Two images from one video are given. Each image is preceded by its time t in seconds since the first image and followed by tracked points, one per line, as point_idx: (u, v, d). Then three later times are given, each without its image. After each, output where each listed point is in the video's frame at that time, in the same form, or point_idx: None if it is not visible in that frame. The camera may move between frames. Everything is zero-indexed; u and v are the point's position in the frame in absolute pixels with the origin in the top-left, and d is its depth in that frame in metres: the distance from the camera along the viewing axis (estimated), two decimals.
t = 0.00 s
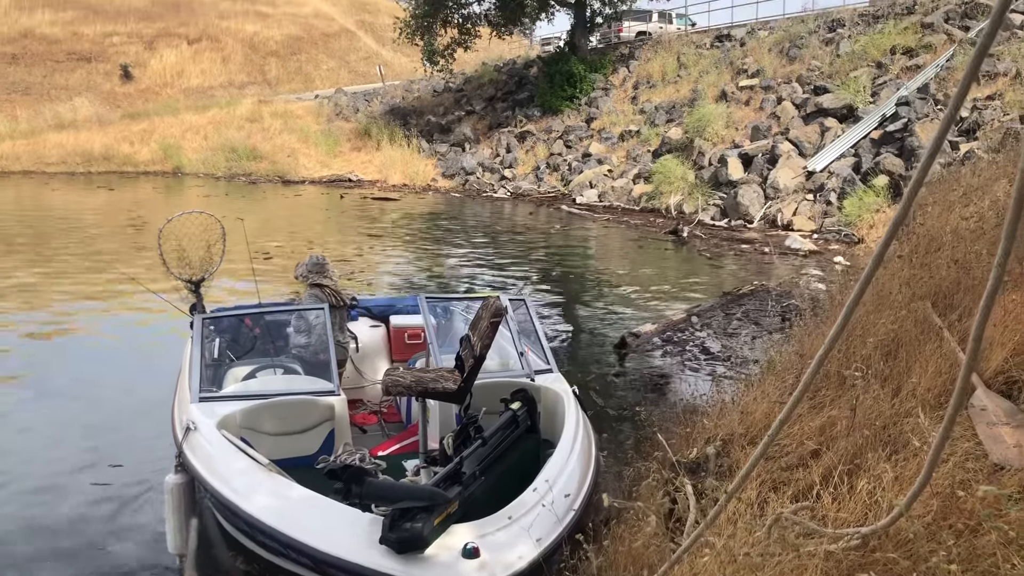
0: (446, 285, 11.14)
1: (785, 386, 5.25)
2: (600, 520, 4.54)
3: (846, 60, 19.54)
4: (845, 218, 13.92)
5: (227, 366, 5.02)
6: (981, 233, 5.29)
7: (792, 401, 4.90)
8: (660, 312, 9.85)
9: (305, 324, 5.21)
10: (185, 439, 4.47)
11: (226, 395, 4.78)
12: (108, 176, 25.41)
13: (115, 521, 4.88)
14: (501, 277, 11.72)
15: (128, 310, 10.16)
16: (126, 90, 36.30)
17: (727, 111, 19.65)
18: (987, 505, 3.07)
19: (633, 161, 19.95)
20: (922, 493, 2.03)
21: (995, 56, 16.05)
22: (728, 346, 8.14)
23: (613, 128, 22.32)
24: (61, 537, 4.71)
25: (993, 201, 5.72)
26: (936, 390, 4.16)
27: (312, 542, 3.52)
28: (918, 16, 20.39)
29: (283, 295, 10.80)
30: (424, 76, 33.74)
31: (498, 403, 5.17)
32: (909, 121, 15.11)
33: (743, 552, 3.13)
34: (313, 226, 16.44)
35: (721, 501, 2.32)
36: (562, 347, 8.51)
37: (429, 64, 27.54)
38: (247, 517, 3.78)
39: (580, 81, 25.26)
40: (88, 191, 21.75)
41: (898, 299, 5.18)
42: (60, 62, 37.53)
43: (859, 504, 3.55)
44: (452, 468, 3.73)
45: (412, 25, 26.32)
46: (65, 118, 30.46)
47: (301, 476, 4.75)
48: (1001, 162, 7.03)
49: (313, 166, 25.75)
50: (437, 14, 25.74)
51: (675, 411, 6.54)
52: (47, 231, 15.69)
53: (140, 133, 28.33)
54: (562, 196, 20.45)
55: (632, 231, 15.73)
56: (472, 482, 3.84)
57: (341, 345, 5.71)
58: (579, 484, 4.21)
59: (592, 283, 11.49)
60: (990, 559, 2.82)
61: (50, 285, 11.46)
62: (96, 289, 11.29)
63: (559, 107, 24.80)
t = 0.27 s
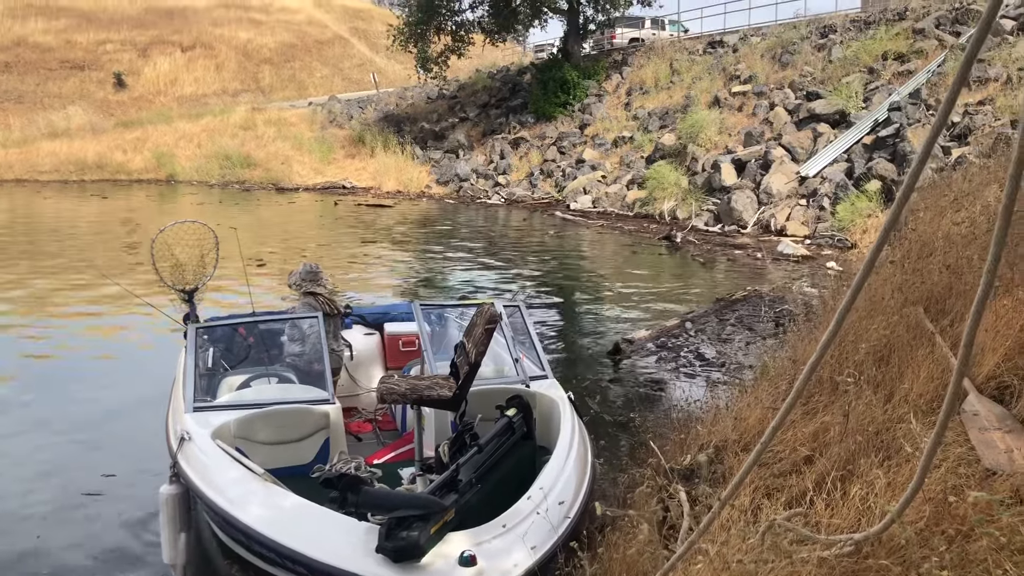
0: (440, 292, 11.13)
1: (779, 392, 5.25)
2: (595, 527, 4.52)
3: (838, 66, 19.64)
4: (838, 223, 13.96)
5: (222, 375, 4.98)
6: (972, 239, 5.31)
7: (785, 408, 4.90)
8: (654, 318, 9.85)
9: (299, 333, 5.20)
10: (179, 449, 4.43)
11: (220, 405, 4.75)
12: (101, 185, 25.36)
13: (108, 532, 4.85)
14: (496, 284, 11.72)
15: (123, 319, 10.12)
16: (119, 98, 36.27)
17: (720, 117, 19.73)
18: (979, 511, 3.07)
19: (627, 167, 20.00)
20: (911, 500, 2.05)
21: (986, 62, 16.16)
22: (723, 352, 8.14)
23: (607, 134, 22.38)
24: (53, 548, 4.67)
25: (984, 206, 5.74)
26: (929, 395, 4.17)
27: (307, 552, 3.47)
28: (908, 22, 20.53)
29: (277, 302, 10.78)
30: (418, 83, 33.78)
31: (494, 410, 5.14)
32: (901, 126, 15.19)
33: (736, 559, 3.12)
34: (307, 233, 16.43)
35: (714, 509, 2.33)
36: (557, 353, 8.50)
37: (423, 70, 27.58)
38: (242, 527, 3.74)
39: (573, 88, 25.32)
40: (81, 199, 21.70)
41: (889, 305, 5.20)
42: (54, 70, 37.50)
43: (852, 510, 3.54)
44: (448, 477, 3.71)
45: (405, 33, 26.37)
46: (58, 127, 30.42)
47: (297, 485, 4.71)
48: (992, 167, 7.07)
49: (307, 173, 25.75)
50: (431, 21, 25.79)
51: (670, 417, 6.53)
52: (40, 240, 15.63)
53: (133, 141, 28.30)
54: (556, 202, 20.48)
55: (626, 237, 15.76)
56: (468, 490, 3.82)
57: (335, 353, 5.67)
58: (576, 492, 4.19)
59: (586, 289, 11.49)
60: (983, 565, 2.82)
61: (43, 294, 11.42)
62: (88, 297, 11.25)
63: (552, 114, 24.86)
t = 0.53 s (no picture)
0: (434, 294, 11.12)
1: (773, 392, 5.25)
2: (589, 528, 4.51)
3: (830, 65, 19.68)
4: (831, 223, 13.99)
5: (216, 378, 4.96)
6: (964, 238, 5.33)
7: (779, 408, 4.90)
8: (649, 319, 9.86)
9: (292, 336, 5.19)
10: (174, 451, 4.42)
11: (215, 407, 4.73)
12: (94, 188, 25.27)
13: (104, 535, 4.83)
14: (491, 285, 11.72)
15: (117, 322, 10.09)
16: (111, 102, 36.14)
17: (713, 117, 19.75)
18: (972, 509, 3.08)
19: (620, 168, 20.01)
20: (905, 499, 2.05)
21: (977, 61, 16.21)
22: (718, 352, 8.15)
23: (600, 135, 22.41)
24: (48, 553, 4.65)
25: (976, 206, 5.76)
26: (921, 394, 4.18)
27: (303, 552, 3.46)
28: (900, 22, 20.61)
29: (271, 305, 10.75)
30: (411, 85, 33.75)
31: (490, 411, 5.14)
32: (893, 126, 15.24)
33: (730, 560, 3.13)
34: (301, 236, 16.40)
35: (709, 510, 2.33)
36: (552, 355, 8.49)
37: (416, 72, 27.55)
38: (237, 528, 3.73)
39: (567, 89, 25.33)
40: (73, 203, 21.61)
41: (882, 304, 5.21)
42: (45, 74, 37.37)
43: (846, 509, 3.55)
44: (444, 478, 3.71)
45: (398, 35, 26.35)
46: (50, 130, 30.34)
47: (292, 487, 4.71)
48: (983, 166, 7.10)
49: (301, 175, 25.71)
50: (424, 23, 25.77)
51: (665, 417, 6.54)
52: (32, 244, 15.57)
53: (126, 144, 28.22)
54: (550, 204, 20.49)
55: (620, 238, 15.77)
56: (465, 491, 3.82)
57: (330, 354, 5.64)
58: (572, 492, 4.19)
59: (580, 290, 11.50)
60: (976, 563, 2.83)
61: (36, 298, 11.37)
62: (82, 302, 11.21)
63: (545, 115, 24.85)
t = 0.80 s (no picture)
0: (429, 293, 11.10)
1: (767, 389, 5.25)
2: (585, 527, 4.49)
3: (823, 62, 19.70)
4: (825, 219, 14.00)
5: (211, 376, 4.95)
6: (957, 234, 5.34)
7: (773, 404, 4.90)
8: (644, 316, 9.87)
9: (287, 334, 5.17)
10: (169, 450, 4.40)
11: (210, 405, 4.71)
12: (87, 188, 25.16)
13: (99, 536, 4.80)
14: (486, 284, 11.70)
15: (110, 322, 10.04)
16: (104, 101, 35.97)
17: (707, 114, 19.76)
18: (965, 504, 3.09)
19: (615, 166, 20.01)
20: (898, 494, 2.05)
21: (969, 57, 16.26)
22: (713, 349, 8.16)
23: (595, 133, 22.41)
24: (43, 554, 4.61)
25: (969, 202, 5.78)
26: (915, 390, 4.19)
27: (300, 549, 3.45)
28: (893, 18, 20.65)
29: (266, 305, 10.71)
30: (404, 83, 33.68)
31: (486, 408, 5.13)
32: (887, 122, 15.27)
33: (724, 557, 3.13)
34: (296, 235, 16.35)
35: (702, 507, 2.33)
36: (547, 352, 8.48)
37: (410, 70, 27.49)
38: (233, 525, 3.71)
39: (561, 86, 25.32)
40: (66, 203, 21.50)
41: (876, 300, 5.22)
42: (37, 73, 37.18)
43: (840, 505, 3.55)
44: (441, 473, 3.70)
45: (391, 33, 26.29)
46: (43, 130, 30.19)
47: (288, 485, 4.69)
48: (976, 162, 7.11)
49: (295, 175, 25.65)
50: (417, 21, 25.72)
51: (660, 414, 6.54)
52: (24, 245, 15.48)
53: (119, 144, 28.11)
54: (545, 202, 20.47)
55: (615, 235, 15.77)
56: (461, 487, 3.81)
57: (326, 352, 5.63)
58: (567, 489, 4.19)
59: (575, 288, 11.49)
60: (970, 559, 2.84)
61: (28, 299, 11.32)
62: (75, 302, 11.15)
63: (539, 113, 24.82)
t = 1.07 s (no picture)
0: (426, 290, 11.10)
1: (763, 385, 5.25)
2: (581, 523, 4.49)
3: (819, 59, 19.70)
4: (822, 216, 14.02)
5: (207, 373, 4.94)
6: (953, 230, 5.34)
7: (769, 401, 4.90)
8: (641, 313, 9.87)
9: (284, 331, 5.15)
10: (165, 447, 4.39)
11: (207, 402, 4.70)
12: (82, 186, 25.08)
13: (96, 534, 4.78)
14: (483, 281, 11.68)
15: (105, 320, 10.00)
16: (100, 98, 35.83)
17: (704, 111, 19.75)
18: (961, 500, 3.10)
19: (612, 162, 20.00)
20: (894, 490, 2.05)
21: (966, 53, 16.27)
22: (710, 346, 8.17)
23: (591, 130, 22.39)
24: (40, 553, 4.59)
25: (965, 198, 5.78)
26: (911, 386, 4.20)
27: (298, 547, 3.44)
28: (888, 15, 20.66)
29: (263, 302, 10.69)
30: (401, 80, 33.61)
31: (483, 405, 5.13)
32: (883, 119, 15.29)
33: (721, 553, 3.13)
34: (292, 232, 16.32)
35: (699, 503, 2.33)
36: (544, 349, 8.49)
37: (406, 67, 27.40)
38: (230, 523, 3.70)
39: (557, 83, 25.30)
40: (61, 201, 21.43)
41: (872, 297, 5.23)
42: (33, 71, 37.04)
43: (837, 502, 3.56)
44: (438, 471, 3.68)
45: (388, 29, 26.22)
46: (38, 128, 30.09)
47: (285, 482, 4.68)
48: (972, 159, 7.11)
49: (291, 172, 25.60)
50: (413, 18, 25.65)
51: (657, 411, 6.56)
52: (19, 243, 15.43)
53: (114, 142, 28.02)
54: (541, 199, 20.46)
55: (611, 232, 15.76)
56: (459, 484, 3.81)
57: (322, 349, 5.62)
58: (564, 486, 4.18)
59: (572, 285, 11.48)
60: (965, 556, 2.85)
61: (24, 297, 11.28)
62: (71, 300, 11.13)
63: (536, 109, 24.78)
